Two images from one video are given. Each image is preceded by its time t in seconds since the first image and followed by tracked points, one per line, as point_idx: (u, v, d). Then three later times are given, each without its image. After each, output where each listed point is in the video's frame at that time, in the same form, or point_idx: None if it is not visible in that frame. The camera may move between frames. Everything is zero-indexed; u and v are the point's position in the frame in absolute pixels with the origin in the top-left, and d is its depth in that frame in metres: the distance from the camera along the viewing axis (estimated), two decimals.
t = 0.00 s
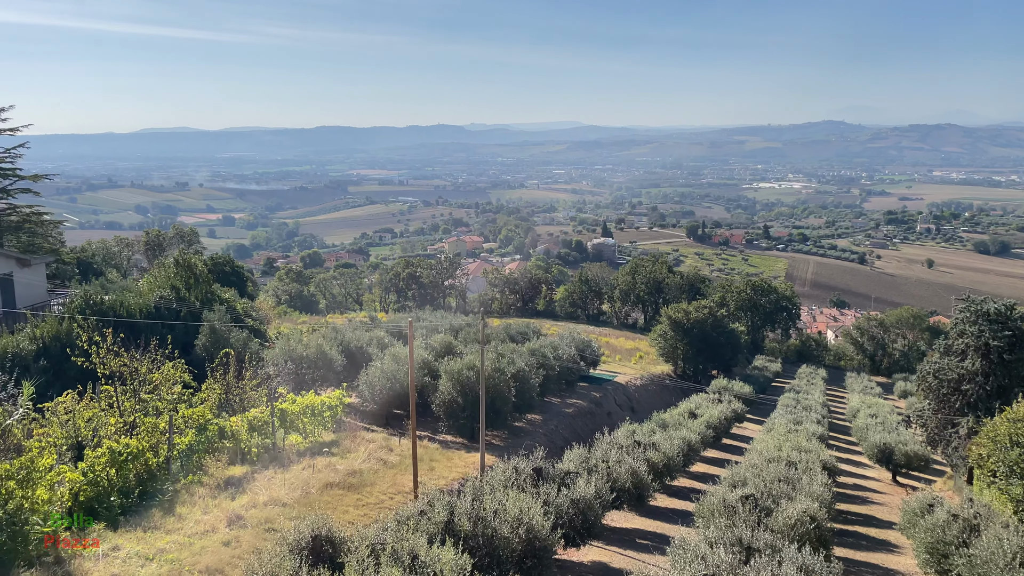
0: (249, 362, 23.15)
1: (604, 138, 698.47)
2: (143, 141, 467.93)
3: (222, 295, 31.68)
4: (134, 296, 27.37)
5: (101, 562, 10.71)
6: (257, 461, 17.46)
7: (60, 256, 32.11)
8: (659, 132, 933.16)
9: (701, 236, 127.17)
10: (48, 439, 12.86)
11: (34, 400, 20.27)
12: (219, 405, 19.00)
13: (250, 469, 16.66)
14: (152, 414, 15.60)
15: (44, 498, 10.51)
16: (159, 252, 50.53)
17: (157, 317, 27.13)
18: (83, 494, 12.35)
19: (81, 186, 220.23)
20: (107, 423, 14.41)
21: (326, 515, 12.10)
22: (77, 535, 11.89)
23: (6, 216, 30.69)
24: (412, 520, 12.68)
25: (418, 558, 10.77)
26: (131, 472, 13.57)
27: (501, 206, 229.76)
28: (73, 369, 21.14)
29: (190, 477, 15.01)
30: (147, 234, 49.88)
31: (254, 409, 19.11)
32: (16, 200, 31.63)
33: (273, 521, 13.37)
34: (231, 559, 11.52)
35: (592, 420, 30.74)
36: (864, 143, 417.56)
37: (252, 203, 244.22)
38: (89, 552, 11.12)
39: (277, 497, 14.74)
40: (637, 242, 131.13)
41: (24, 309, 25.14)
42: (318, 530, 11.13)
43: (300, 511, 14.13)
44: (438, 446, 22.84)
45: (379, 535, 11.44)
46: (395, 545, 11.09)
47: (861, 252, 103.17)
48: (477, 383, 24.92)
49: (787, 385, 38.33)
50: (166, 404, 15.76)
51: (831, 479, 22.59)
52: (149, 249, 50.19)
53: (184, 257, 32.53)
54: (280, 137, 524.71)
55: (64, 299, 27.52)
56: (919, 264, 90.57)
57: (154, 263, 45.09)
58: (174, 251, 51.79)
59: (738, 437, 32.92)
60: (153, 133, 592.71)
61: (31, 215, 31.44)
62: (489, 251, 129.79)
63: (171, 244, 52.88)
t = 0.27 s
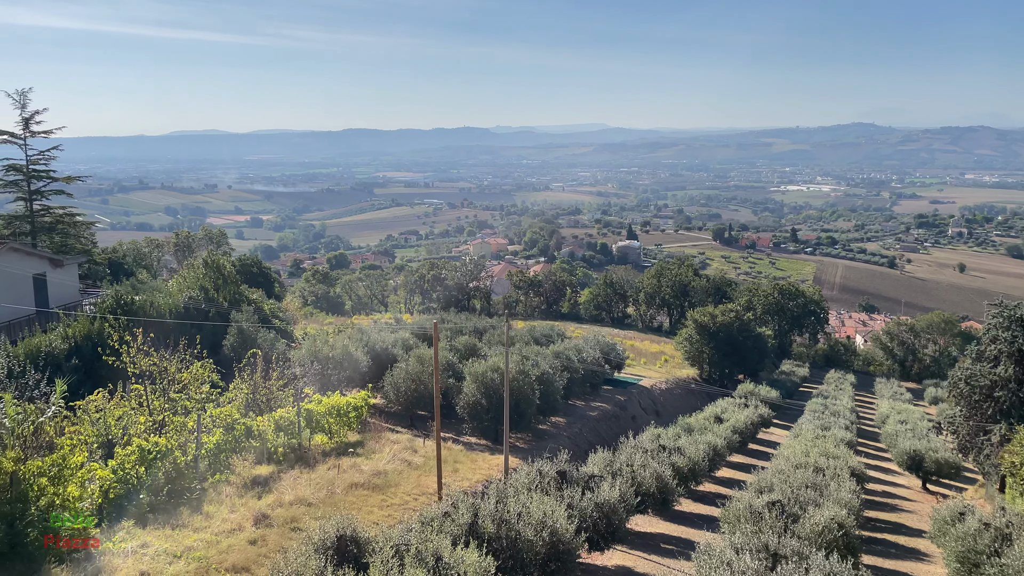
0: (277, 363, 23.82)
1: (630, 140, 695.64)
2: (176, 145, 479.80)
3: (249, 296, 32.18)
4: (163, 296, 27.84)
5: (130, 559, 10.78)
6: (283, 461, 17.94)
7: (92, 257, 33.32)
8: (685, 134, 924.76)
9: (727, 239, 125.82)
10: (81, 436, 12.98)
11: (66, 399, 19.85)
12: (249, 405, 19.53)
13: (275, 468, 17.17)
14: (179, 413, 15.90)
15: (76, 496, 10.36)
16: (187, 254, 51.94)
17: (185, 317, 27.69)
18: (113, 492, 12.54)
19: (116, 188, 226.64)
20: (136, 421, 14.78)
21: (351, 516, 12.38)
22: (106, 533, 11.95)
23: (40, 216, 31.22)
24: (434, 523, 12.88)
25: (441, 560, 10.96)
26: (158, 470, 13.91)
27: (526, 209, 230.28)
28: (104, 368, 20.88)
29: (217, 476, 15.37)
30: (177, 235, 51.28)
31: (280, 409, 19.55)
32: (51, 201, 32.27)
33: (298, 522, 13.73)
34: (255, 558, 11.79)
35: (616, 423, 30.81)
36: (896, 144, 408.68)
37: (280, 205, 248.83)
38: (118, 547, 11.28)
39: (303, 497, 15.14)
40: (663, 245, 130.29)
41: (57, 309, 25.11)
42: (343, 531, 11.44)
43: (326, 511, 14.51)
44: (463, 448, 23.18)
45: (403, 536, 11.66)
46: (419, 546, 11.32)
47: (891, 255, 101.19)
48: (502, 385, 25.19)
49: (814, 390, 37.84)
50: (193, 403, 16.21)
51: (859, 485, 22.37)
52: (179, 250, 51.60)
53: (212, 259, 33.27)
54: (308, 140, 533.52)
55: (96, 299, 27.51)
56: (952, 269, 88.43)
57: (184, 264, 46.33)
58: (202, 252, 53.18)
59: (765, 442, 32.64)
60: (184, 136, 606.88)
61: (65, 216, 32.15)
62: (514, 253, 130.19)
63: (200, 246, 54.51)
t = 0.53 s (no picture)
0: (300, 364, 24.53)
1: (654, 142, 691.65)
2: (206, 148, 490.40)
3: (274, 297, 32.80)
4: (191, 297, 28.49)
5: (156, 556, 10.72)
6: (307, 461, 18.33)
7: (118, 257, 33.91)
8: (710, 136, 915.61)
9: (752, 243, 124.40)
10: (110, 433, 12.80)
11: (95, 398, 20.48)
12: (273, 404, 19.71)
13: (300, 468, 17.57)
14: (207, 413, 15.68)
15: (104, 493, 10.20)
16: (214, 256, 53.12)
17: (212, 318, 28.37)
18: (141, 490, 12.99)
19: (148, 190, 232.49)
20: (164, 421, 14.93)
21: (374, 517, 12.60)
22: (134, 530, 12.06)
23: (70, 217, 31.87)
24: (455, 525, 12.98)
25: (463, 564, 11.05)
26: (185, 469, 14.14)
27: (549, 211, 230.37)
28: (132, 368, 21.33)
29: (243, 476, 15.68)
30: (203, 237, 52.42)
31: (305, 409, 19.74)
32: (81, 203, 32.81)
33: (321, 522, 13.81)
34: (279, 557, 11.89)
35: (640, 427, 30.84)
36: (928, 146, 399.75)
37: (306, 207, 252.81)
38: (143, 546, 11.06)
39: (327, 497, 15.28)
40: (687, 248, 129.34)
41: (87, 309, 25.64)
42: (366, 531, 11.65)
43: (348, 512, 14.66)
44: (485, 451, 23.49)
45: (425, 538, 11.85)
46: (441, 547, 11.47)
47: (921, 260, 99.19)
48: (524, 388, 25.42)
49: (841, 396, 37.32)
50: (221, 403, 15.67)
51: (887, 492, 22.10)
52: (205, 253, 52.79)
53: (239, 259, 34.03)
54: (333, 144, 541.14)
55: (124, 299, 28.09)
56: (983, 274, 86.44)
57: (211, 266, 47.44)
58: (229, 254, 54.41)
59: (790, 448, 32.28)
60: (213, 140, 619.74)
61: (95, 217, 32.70)
62: (537, 256, 130.40)
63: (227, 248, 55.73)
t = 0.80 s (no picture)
0: (322, 365, 25.16)
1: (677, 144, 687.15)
2: (235, 151, 499.89)
3: (298, 299, 33.45)
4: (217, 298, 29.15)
5: (181, 556, 10.78)
6: (329, 462, 18.59)
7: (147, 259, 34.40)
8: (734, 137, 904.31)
9: (777, 246, 122.95)
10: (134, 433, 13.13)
11: (122, 397, 21.16)
12: (296, 405, 19.91)
13: (323, 469, 17.83)
14: (231, 413, 16.17)
15: (129, 492, 10.67)
16: (239, 257, 54.32)
17: (238, 318, 28.98)
18: (167, 488, 13.11)
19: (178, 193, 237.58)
20: (188, 420, 15.04)
21: (395, 517, 12.59)
22: (160, 528, 12.36)
23: (99, 219, 32.41)
24: (476, 528, 12.98)
25: (485, 566, 11.03)
26: (210, 468, 14.22)
27: (571, 214, 230.11)
28: (158, 368, 21.91)
29: (267, 476, 15.94)
30: (229, 239, 53.74)
31: (329, 412, 19.81)
32: (110, 204, 33.32)
33: (344, 522, 13.60)
34: (301, 558, 11.78)
35: (662, 431, 30.83)
36: (959, 148, 390.80)
37: (329, 209, 256.23)
38: (169, 544, 11.27)
39: (349, 497, 15.24)
40: (710, 251, 128.25)
41: (115, 310, 26.13)
42: (389, 532, 11.65)
43: (370, 512, 14.46)
44: (506, 453, 23.74)
45: (446, 539, 11.83)
46: (464, 550, 11.45)
47: (949, 264, 97.21)
48: (546, 392, 25.71)
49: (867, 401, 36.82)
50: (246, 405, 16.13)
51: (913, 500, 21.85)
52: (231, 254, 54.06)
53: (264, 261, 34.67)
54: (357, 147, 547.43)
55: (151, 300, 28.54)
56: (1014, 279, 84.45)
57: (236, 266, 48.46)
58: (254, 255, 55.53)
59: (815, 453, 32.00)
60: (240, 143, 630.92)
61: (123, 219, 33.20)
62: (559, 258, 130.46)
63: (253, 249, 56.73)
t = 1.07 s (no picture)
0: (346, 366, 25.69)
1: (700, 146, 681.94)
2: (260, 155, 508.07)
3: (320, 300, 34.05)
4: (241, 299, 29.82)
5: (204, 554, 10.87)
6: (351, 462, 18.92)
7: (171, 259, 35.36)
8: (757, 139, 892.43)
9: (800, 249, 121.40)
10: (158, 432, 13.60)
11: (147, 396, 21.79)
12: (318, 405, 20.56)
13: (346, 469, 18.11)
14: (255, 413, 16.92)
15: (153, 491, 10.96)
16: (261, 258, 55.55)
17: (261, 319, 29.59)
18: (190, 487, 13.30)
19: (204, 195, 242.13)
20: (211, 420, 15.79)
21: (416, 519, 12.72)
22: (184, 525, 12.66)
23: (125, 221, 33.41)
24: (495, 530, 13.22)
25: (505, 569, 11.18)
26: (233, 467, 14.48)
27: (592, 216, 229.70)
28: (182, 368, 22.55)
29: (289, 476, 16.24)
30: (253, 240, 55.01)
31: (349, 412, 20.56)
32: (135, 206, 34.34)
33: (365, 523, 13.70)
34: (323, 558, 11.78)
35: (683, 435, 30.81)
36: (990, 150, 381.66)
37: (351, 211, 259.27)
38: (192, 543, 11.43)
39: (370, 498, 15.50)
40: (733, 254, 127.10)
41: (140, 310, 26.90)
42: (409, 533, 11.77)
43: (392, 513, 14.83)
44: (526, 456, 24.01)
45: (466, 542, 11.99)
46: (484, 552, 11.63)
47: (978, 268, 95.15)
48: (567, 394, 25.93)
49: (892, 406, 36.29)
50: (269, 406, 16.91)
51: (939, 507, 21.61)
52: (254, 255, 55.31)
53: (287, 263, 35.38)
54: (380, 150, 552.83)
55: (175, 300, 29.27)
56: None
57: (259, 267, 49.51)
58: (277, 256, 56.69)
59: (838, 458, 31.69)
60: (266, 146, 641.51)
61: (148, 221, 34.20)
62: (580, 261, 130.25)
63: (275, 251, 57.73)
